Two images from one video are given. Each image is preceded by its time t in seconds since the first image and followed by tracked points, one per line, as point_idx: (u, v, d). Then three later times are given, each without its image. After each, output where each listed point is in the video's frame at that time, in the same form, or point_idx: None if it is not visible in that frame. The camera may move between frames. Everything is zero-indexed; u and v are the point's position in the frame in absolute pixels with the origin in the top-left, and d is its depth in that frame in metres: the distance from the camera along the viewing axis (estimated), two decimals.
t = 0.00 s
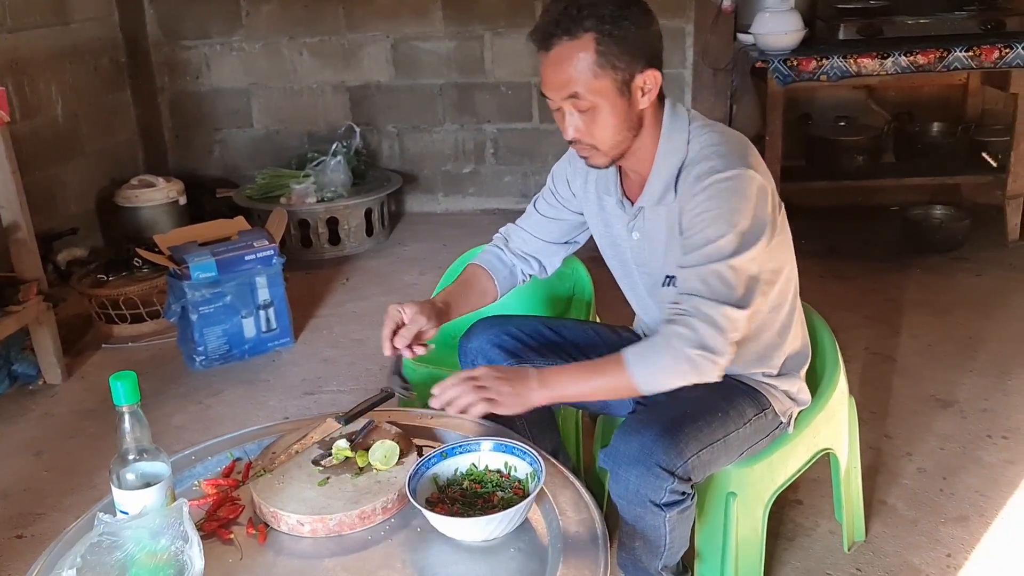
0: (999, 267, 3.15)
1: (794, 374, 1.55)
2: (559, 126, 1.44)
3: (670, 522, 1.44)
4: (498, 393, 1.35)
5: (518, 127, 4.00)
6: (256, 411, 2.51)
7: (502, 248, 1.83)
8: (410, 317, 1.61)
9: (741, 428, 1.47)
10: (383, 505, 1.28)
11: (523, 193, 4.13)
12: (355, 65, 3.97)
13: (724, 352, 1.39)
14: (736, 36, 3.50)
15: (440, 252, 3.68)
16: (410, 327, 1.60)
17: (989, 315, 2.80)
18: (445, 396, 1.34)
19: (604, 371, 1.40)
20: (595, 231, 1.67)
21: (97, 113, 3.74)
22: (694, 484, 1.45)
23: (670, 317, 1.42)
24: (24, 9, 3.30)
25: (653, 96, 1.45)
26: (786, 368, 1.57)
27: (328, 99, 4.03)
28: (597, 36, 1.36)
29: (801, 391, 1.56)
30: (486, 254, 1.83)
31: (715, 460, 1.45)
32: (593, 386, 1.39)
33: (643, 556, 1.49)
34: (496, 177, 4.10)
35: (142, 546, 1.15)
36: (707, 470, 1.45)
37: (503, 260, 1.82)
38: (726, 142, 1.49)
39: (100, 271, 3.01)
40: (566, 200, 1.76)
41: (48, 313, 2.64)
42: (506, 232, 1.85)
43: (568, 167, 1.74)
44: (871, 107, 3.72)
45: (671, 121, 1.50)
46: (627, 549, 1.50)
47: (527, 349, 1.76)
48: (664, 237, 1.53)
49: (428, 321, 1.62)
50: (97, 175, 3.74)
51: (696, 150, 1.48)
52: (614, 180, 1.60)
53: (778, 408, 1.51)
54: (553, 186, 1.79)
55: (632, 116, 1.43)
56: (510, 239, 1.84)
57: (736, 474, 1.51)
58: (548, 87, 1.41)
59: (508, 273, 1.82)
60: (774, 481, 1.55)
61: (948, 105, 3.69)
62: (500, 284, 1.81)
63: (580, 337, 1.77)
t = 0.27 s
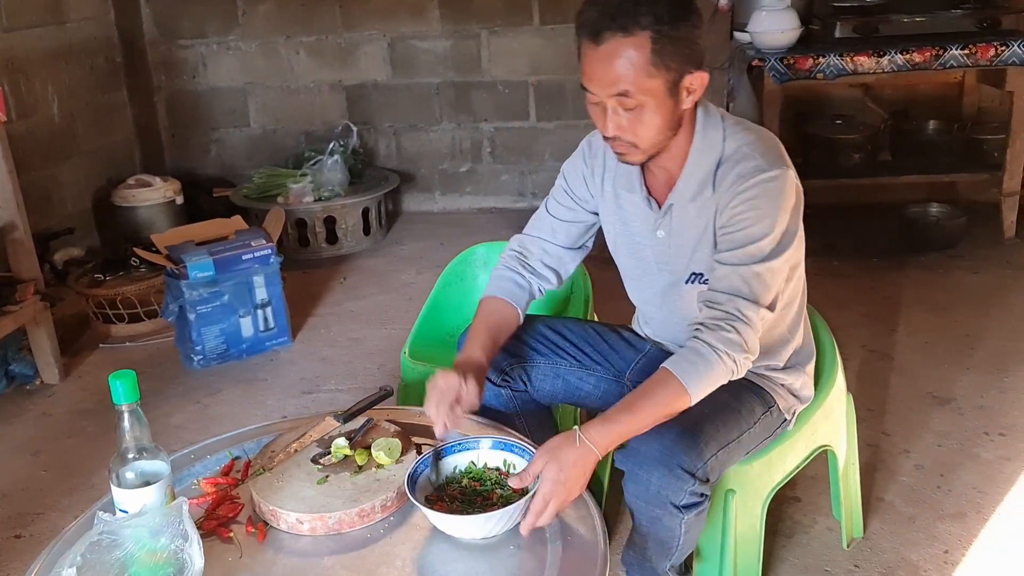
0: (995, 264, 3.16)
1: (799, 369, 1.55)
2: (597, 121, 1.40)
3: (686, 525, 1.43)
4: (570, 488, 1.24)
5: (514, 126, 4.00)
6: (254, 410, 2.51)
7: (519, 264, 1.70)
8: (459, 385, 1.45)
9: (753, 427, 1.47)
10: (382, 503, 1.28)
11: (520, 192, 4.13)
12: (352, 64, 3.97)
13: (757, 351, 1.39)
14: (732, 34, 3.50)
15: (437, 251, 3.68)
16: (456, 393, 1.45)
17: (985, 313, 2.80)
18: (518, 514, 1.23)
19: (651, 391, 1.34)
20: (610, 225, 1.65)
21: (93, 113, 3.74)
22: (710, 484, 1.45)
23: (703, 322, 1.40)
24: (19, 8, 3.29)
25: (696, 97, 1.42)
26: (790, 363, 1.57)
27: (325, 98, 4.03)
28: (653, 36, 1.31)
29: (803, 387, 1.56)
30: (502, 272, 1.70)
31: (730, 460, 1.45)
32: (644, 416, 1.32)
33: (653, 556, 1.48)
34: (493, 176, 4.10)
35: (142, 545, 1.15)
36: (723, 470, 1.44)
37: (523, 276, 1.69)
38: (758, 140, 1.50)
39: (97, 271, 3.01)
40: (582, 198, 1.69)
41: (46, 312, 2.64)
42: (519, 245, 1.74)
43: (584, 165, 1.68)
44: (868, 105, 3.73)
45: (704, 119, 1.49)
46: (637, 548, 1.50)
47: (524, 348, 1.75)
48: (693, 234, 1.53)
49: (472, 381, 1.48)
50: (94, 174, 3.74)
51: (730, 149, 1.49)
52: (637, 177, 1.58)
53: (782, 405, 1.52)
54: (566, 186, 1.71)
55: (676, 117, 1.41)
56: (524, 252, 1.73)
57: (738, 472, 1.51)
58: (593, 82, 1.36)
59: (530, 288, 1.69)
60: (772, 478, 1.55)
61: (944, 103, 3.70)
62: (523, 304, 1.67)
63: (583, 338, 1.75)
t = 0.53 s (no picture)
0: (993, 264, 3.17)
1: (800, 369, 1.56)
2: (630, 133, 1.38)
3: (693, 527, 1.43)
4: (570, 492, 1.25)
5: (512, 126, 4.00)
6: (252, 410, 2.50)
7: (529, 264, 1.70)
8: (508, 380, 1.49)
9: (757, 428, 1.47)
10: (383, 503, 1.28)
11: (518, 192, 4.13)
12: (350, 64, 3.96)
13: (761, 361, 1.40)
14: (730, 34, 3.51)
15: (436, 251, 3.68)
16: (506, 388, 1.48)
17: (983, 312, 2.81)
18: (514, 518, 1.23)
19: (658, 396, 1.35)
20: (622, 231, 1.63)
21: (90, 113, 3.73)
22: (717, 486, 1.45)
23: (711, 327, 1.41)
24: (16, 8, 3.28)
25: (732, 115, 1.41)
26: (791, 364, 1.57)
27: (323, 98, 4.03)
28: (702, 56, 1.30)
29: (804, 387, 1.56)
30: (512, 273, 1.69)
31: (735, 462, 1.45)
32: (648, 420, 1.33)
33: (657, 558, 1.48)
34: (491, 175, 4.10)
35: (142, 546, 1.15)
36: (728, 472, 1.45)
37: (534, 276, 1.69)
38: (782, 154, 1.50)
39: (96, 271, 3.01)
40: (590, 201, 1.68)
41: (44, 313, 2.64)
42: (526, 247, 1.73)
43: (594, 169, 1.66)
44: (866, 104, 3.74)
45: (731, 129, 1.49)
46: (641, 550, 1.50)
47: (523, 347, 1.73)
48: (712, 243, 1.52)
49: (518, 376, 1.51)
50: (92, 175, 3.74)
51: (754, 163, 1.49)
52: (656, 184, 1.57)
53: (783, 405, 1.52)
54: (573, 188, 1.70)
55: (711, 134, 1.40)
56: (532, 254, 1.72)
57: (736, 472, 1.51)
58: (634, 97, 1.33)
59: (539, 290, 1.69)
60: (770, 478, 1.55)
61: (942, 103, 3.71)
62: (534, 303, 1.67)
63: (582, 340, 1.75)
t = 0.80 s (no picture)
0: (992, 263, 3.17)
1: (800, 370, 1.56)
2: (640, 148, 1.37)
3: (692, 528, 1.43)
4: (562, 495, 1.25)
5: (512, 126, 4.00)
6: (253, 411, 2.50)
7: (520, 274, 1.68)
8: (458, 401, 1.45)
9: (757, 429, 1.48)
10: (383, 504, 1.28)
11: (518, 191, 4.13)
12: (349, 64, 3.96)
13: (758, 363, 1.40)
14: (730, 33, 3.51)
15: (436, 251, 3.68)
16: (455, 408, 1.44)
17: (983, 312, 2.81)
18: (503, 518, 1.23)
19: (650, 399, 1.36)
20: (626, 240, 1.63)
21: (89, 113, 3.73)
22: (716, 487, 1.45)
23: (707, 328, 1.41)
24: (15, 8, 3.28)
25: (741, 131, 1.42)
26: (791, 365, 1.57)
27: (322, 98, 4.03)
28: (719, 78, 1.30)
29: (804, 387, 1.56)
30: (503, 283, 1.67)
31: (734, 462, 1.46)
32: (638, 425, 1.34)
33: (657, 559, 1.48)
34: (490, 175, 4.10)
35: (144, 547, 1.15)
36: (727, 473, 1.45)
37: (524, 288, 1.67)
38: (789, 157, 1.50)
39: (95, 271, 3.00)
40: (590, 207, 1.67)
41: (43, 313, 2.63)
42: (522, 254, 1.71)
43: (594, 174, 1.65)
44: (865, 104, 3.74)
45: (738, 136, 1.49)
46: (641, 551, 1.50)
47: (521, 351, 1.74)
48: (717, 249, 1.52)
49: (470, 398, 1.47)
50: (91, 175, 3.73)
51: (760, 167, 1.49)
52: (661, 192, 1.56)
53: (783, 406, 1.53)
54: (573, 194, 1.69)
55: (720, 151, 1.40)
56: (528, 262, 1.71)
57: (738, 472, 1.51)
58: (647, 117, 1.32)
59: (532, 299, 1.67)
60: (772, 478, 1.56)
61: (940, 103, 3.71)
62: (522, 315, 1.65)
63: (582, 340, 1.75)
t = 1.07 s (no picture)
0: (990, 261, 3.17)
1: (797, 368, 1.56)
2: (633, 155, 1.38)
3: (689, 526, 1.43)
4: (558, 491, 1.25)
5: (510, 123, 4.00)
6: (251, 409, 2.50)
7: (519, 277, 1.68)
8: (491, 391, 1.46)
9: (753, 428, 1.47)
10: (382, 503, 1.28)
11: (515, 189, 4.12)
12: (347, 62, 3.95)
13: (757, 366, 1.40)
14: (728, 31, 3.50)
15: (434, 249, 3.68)
16: (490, 399, 1.45)
17: (981, 309, 2.81)
18: (501, 521, 1.22)
19: (646, 401, 1.35)
20: (625, 244, 1.63)
21: (85, 111, 3.72)
22: (712, 485, 1.45)
23: (705, 330, 1.41)
24: (11, 6, 3.27)
25: (736, 136, 1.41)
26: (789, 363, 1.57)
27: (320, 96, 4.02)
28: (712, 88, 1.29)
29: (801, 386, 1.56)
30: (503, 280, 1.68)
31: (730, 461, 1.46)
32: (633, 424, 1.34)
33: (654, 557, 1.48)
34: (488, 173, 4.10)
35: (141, 546, 1.14)
36: (723, 472, 1.45)
37: (526, 284, 1.67)
38: (786, 157, 1.50)
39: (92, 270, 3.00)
40: (585, 210, 1.67)
41: (41, 312, 2.63)
42: (519, 255, 1.72)
43: (590, 177, 1.65)
44: (862, 102, 3.74)
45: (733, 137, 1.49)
46: (638, 550, 1.49)
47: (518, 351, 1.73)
48: (714, 251, 1.52)
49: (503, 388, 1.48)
50: (88, 173, 3.73)
51: (757, 167, 1.48)
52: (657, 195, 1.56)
53: (780, 405, 1.52)
54: (568, 198, 1.68)
55: (714, 158, 1.40)
56: (525, 263, 1.71)
57: (737, 471, 1.51)
58: (639, 124, 1.32)
59: (530, 299, 1.67)
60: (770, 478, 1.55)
61: (938, 100, 3.71)
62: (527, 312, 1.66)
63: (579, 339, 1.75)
